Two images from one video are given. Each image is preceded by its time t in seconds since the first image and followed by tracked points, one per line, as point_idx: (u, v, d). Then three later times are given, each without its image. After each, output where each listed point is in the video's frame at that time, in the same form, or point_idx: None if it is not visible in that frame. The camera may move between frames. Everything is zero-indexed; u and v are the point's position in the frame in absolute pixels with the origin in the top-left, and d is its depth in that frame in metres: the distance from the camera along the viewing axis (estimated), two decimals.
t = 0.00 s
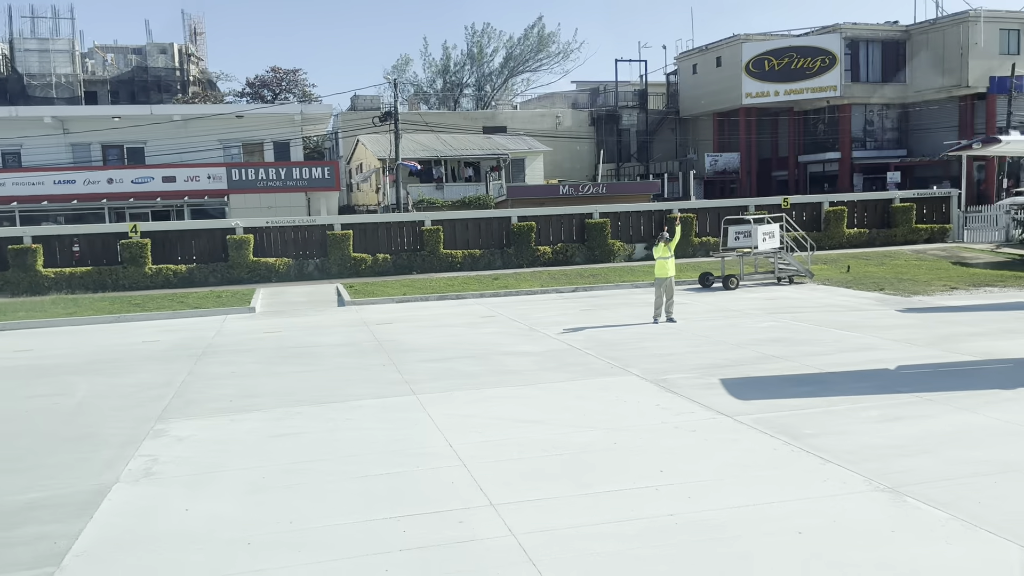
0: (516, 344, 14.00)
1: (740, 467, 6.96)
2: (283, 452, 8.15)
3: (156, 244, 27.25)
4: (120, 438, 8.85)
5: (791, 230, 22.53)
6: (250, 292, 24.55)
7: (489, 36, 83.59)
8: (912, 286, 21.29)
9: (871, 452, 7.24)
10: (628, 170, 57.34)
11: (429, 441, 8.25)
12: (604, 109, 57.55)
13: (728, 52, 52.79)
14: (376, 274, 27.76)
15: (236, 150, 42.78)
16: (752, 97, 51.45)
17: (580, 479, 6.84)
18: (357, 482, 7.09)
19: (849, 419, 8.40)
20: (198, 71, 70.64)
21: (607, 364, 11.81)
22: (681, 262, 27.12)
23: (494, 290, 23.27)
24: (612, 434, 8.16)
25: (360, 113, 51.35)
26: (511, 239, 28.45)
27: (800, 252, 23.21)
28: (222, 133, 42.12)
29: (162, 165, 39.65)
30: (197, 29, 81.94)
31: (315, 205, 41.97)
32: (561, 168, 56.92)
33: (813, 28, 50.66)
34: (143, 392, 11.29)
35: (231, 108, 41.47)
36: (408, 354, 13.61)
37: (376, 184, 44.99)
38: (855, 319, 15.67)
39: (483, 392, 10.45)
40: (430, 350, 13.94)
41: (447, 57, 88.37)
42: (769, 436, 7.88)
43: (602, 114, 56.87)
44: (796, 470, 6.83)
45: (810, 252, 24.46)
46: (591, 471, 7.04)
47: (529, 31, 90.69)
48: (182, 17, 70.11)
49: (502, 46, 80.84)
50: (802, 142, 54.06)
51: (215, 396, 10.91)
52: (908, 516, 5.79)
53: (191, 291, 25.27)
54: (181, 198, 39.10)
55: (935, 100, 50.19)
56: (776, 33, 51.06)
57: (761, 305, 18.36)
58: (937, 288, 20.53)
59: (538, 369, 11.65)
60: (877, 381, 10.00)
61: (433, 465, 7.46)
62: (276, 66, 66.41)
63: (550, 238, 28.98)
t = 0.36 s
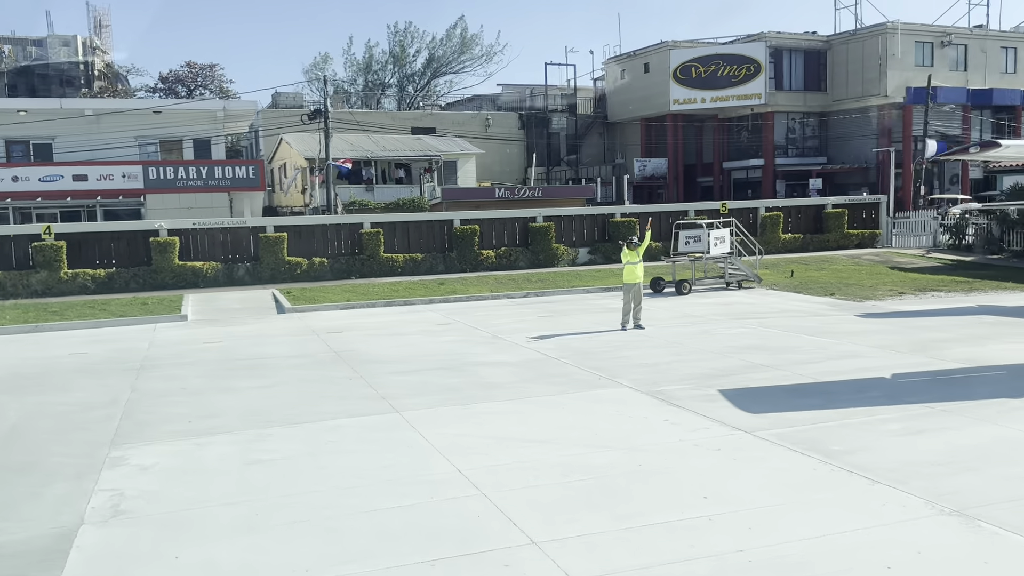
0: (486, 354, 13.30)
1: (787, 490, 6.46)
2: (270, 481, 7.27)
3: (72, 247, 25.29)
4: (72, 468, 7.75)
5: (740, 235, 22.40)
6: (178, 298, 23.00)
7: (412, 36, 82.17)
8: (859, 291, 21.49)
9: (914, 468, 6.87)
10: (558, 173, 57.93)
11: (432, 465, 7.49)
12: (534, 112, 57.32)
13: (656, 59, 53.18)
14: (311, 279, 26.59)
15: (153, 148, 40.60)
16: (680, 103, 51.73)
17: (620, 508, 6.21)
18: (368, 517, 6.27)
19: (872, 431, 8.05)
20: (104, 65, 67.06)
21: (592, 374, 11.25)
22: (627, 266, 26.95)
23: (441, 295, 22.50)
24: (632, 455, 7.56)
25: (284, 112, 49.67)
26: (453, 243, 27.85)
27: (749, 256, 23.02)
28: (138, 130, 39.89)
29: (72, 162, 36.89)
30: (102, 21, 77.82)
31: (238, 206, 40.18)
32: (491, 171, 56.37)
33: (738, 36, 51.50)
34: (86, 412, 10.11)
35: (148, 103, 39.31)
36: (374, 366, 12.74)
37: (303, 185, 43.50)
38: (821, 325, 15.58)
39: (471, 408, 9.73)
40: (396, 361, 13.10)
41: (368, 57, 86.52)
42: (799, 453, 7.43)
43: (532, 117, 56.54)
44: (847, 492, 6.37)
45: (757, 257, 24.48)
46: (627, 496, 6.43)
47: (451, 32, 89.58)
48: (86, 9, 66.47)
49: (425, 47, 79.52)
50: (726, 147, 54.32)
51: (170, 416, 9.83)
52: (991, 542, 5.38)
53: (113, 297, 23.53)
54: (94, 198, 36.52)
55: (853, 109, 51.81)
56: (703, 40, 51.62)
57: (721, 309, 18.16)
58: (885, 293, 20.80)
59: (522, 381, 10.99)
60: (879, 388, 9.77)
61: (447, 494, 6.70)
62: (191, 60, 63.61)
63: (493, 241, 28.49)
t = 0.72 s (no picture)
0: (458, 365, 12.60)
1: (840, 515, 6.01)
2: (263, 517, 6.44)
3: None
4: (24, 505, 6.72)
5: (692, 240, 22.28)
6: (104, 307, 21.43)
7: (334, 37, 80.23)
8: (808, 297, 21.60)
9: (958, 487, 6.55)
10: (489, 179, 57.48)
11: (442, 492, 6.80)
12: (465, 116, 56.75)
13: (587, 66, 53.34)
14: (245, 286, 25.24)
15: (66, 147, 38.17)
16: (611, 110, 52.21)
17: (670, 537, 5.65)
18: (391, 557, 5.54)
19: (893, 445, 7.74)
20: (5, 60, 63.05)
21: (580, 386, 10.70)
22: (574, 273, 26.67)
23: (387, 303, 21.65)
24: (657, 476, 7.02)
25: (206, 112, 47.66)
26: (395, 249, 27.14)
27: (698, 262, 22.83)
28: (50, 127, 37.51)
29: None
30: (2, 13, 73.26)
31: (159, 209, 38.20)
32: (421, 175, 55.58)
33: (667, 46, 52.08)
34: (25, 437, 8.96)
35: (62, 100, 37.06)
36: (340, 379, 11.88)
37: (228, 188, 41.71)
38: (789, 332, 15.46)
39: (463, 424, 9.05)
40: (362, 374, 12.27)
41: (287, 57, 84.05)
42: (831, 469, 7.04)
43: (462, 122, 55.97)
44: (903, 516, 5.97)
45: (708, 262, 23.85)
46: (673, 525, 5.89)
47: (374, 34, 87.99)
48: None
49: (349, 48, 77.68)
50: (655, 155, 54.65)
51: (126, 438, 8.81)
52: None
53: (29, 307, 21.75)
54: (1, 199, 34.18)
55: (778, 119, 52.99)
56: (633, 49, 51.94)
57: (682, 316, 17.91)
58: (835, 299, 20.99)
59: (508, 395, 10.35)
60: (881, 397, 9.53)
61: (472, 527, 6.03)
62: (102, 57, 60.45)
63: (436, 247, 27.86)
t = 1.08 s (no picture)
0: (432, 381, 11.85)
1: (906, 545, 5.59)
2: (265, 563, 5.65)
3: None
4: None
5: (648, 248, 21.98)
6: (25, 319, 19.83)
7: (259, 39, 77.96)
8: (763, 306, 21.56)
9: (1009, 509, 6.23)
10: (424, 186, 56.56)
11: (465, 529, 6.11)
12: (399, 122, 55.75)
13: (523, 73, 53.11)
14: (177, 297, 23.79)
15: None
16: (547, 120, 51.86)
17: None
18: None
19: (922, 462, 7.42)
20: None
21: (571, 403, 10.11)
22: (523, 282, 26.23)
23: (335, 314, 20.73)
24: (693, 504, 6.48)
25: (127, 112, 45.40)
26: (337, 257, 26.22)
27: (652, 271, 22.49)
28: None
29: None
30: None
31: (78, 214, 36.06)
32: (353, 181, 54.37)
33: (603, 56, 52.24)
34: None
35: None
36: (308, 398, 11.00)
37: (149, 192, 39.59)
38: (760, 342, 15.23)
39: (459, 448, 8.35)
40: (330, 392, 11.40)
41: (209, 58, 81.24)
42: (872, 493, 6.64)
43: (396, 127, 54.97)
44: (971, 545, 5.59)
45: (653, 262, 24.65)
46: (736, 563, 5.34)
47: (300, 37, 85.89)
48: None
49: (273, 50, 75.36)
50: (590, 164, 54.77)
51: (80, 470, 7.79)
52: None
53: None
54: None
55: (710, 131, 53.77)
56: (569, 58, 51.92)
57: (646, 326, 17.52)
58: (790, 308, 20.99)
59: (497, 414, 9.69)
60: (887, 412, 9.25)
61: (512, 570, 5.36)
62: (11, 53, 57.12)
63: (379, 256, 27.10)
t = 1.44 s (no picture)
0: (411, 399, 11.11)
1: None
2: None
3: None
4: None
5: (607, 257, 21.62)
6: None
7: (186, 40, 75.36)
8: (724, 314, 21.42)
9: None
10: (361, 193, 55.40)
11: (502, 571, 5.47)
12: (335, 127, 54.40)
13: (463, 80, 52.56)
14: (110, 309, 22.33)
15: None
16: (488, 127, 51.46)
17: None
18: None
19: (958, 481, 7.11)
20: None
21: (570, 421, 9.53)
22: (476, 291, 25.72)
23: (285, 326, 19.72)
24: (742, 534, 5.99)
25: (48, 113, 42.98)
26: (282, 266, 25.17)
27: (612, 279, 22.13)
28: None
29: None
30: None
31: None
32: (286, 187, 52.79)
33: (544, 64, 52.12)
34: None
35: None
36: (280, 419, 10.14)
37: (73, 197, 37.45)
38: (735, 352, 14.95)
39: (466, 473, 7.68)
40: (302, 412, 10.56)
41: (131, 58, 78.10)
42: (924, 518, 6.27)
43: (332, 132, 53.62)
44: None
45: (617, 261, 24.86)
46: None
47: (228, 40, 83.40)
48: None
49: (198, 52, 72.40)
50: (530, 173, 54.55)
51: (39, 509, 6.83)
52: None
53: None
54: None
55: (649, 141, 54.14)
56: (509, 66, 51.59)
57: (614, 337, 17.10)
58: (752, 317, 20.90)
59: (494, 435, 9.05)
60: (899, 426, 8.97)
61: None
62: None
63: (326, 265, 26.17)
